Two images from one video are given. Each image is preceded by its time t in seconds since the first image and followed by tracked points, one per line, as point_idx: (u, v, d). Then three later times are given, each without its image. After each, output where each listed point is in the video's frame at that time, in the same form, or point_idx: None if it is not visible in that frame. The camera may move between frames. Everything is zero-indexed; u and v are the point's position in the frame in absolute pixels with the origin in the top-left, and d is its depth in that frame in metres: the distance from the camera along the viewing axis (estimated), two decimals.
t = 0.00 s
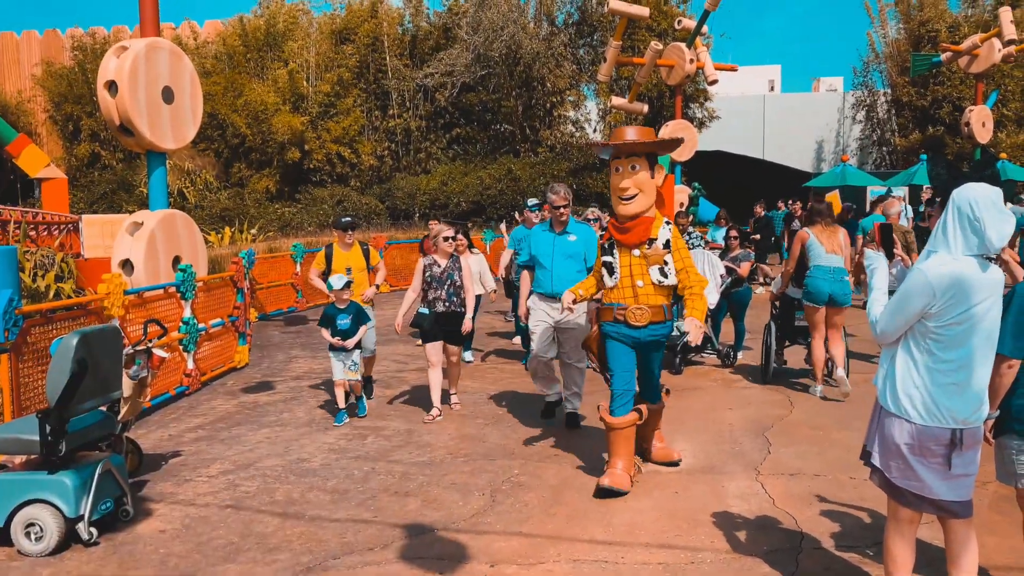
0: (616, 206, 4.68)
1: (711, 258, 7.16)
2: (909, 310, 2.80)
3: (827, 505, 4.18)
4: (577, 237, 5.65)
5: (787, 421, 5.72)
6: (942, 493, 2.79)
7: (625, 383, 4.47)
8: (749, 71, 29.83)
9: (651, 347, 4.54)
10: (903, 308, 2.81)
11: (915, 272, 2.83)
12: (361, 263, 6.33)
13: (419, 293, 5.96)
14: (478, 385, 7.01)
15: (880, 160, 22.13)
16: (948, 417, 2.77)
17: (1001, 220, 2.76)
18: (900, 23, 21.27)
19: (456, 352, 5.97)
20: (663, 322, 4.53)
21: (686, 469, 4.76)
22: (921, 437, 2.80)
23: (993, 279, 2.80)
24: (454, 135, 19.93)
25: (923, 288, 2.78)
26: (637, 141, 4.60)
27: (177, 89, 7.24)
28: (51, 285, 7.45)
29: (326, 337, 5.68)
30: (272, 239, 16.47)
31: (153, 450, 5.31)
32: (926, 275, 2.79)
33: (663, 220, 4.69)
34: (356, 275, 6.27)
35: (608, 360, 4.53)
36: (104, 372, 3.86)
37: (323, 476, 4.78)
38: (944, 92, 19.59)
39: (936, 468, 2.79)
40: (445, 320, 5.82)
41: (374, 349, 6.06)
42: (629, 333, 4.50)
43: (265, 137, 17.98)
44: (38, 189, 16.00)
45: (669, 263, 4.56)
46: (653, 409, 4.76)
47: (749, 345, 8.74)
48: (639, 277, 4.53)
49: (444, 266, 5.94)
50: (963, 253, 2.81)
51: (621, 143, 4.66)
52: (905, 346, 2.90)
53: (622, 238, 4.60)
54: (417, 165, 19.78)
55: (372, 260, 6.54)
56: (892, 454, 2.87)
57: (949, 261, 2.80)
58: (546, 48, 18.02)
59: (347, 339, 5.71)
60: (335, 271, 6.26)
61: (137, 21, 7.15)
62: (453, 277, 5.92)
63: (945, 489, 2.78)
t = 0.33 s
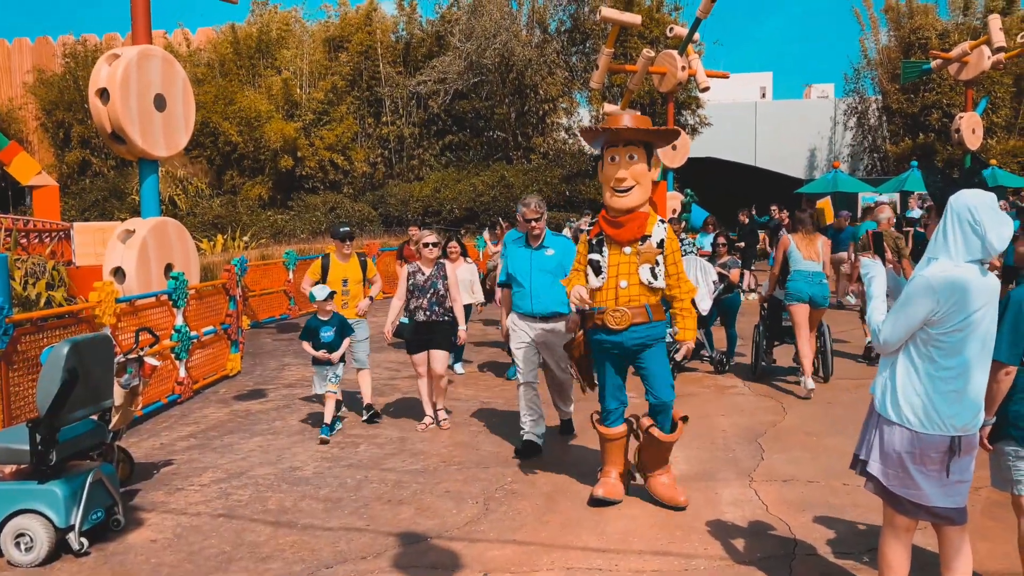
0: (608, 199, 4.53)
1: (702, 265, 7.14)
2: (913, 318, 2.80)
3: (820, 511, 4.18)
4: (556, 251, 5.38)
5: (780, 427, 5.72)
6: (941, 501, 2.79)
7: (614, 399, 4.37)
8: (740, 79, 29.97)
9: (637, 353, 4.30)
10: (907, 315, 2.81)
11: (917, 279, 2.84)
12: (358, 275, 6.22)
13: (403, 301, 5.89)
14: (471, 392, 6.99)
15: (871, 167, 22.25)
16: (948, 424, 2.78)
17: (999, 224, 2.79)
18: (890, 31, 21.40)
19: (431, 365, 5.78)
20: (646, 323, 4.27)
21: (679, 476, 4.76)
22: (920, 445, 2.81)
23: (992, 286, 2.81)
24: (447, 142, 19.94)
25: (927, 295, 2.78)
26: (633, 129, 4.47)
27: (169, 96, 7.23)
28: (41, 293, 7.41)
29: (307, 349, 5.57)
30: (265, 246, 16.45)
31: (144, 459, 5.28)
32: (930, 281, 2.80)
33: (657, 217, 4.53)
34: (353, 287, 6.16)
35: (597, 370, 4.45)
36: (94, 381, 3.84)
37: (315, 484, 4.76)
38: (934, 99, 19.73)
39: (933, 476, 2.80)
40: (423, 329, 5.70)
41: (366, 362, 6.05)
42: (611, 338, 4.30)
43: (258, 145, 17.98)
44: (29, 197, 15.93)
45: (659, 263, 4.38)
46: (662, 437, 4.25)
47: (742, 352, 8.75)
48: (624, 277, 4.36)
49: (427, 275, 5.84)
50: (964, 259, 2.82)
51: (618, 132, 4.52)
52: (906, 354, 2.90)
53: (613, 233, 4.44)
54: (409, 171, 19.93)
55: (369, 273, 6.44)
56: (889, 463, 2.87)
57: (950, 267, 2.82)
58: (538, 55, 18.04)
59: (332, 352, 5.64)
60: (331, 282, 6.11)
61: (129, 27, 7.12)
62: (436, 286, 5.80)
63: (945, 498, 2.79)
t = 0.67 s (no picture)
0: (621, 206, 4.09)
1: (696, 273, 7.13)
2: (913, 326, 2.80)
3: (813, 517, 4.19)
4: (532, 255, 5.15)
5: (773, 433, 5.73)
6: (937, 509, 2.81)
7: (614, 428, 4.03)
8: (732, 86, 30.10)
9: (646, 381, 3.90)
10: (908, 323, 2.81)
11: (917, 287, 2.83)
12: (361, 283, 6.19)
13: (392, 313, 5.86)
14: (465, 399, 6.99)
15: (863, 173, 22.35)
16: (947, 432, 2.79)
17: (994, 228, 2.82)
18: (881, 38, 21.53)
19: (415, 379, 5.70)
20: (658, 347, 3.87)
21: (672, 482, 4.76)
22: (917, 452, 2.81)
23: (988, 291, 2.84)
24: (440, 148, 19.96)
25: (927, 303, 2.79)
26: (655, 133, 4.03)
27: (161, 103, 7.22)
28: (32, 301, 7.38)
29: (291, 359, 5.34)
30: (257, 253, 16.46)
31: (136, 468, 5.26)
32: (929, 288, 2.80)
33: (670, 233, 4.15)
34: (356, 294, 6.13)
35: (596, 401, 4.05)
36: (85, 390, 3.82)
37: (308, 493, 4.75)
38: (924, 105, 19.82)
39: (929, 482, 2.81)
40: (409, 341, 5.65)
41: (367, 377, 5.94)
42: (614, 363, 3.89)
43: (251, 151, 17.99)
44: (20, 205, 15.89)
45: (672, 283, 4.02)
46: (661, 477, 3.77)
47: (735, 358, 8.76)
48: (636, 297, 3.99)
49: (415, 286, 5.77)
50: (960, 265, 2.84)
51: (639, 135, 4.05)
52: (904, 362, 2.90)
53: (628, 248, 4.01)
54: (402, 178, 19.86)
55: (375, 279, 6.38)
56: (886, 471, 2.88)
57: (948, 274, 2.83)
58: (530, 62, 18.08)
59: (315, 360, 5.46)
60: (334, 287, 6.13)
61: (121, 34, 7.11)
62: (423, 298, 5.72)
63: (941, 505, 2.81)
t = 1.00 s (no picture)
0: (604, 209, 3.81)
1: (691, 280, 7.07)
2: (909, 331, 2.82)
3: (807, 523, 4.19)
4: (508, 267, 4.76)
5: (766, 438, 5.74)
6: (935, 515, 2.81)
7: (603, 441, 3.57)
8: (723, 92, 30.24)
9: (644, 397, 3.61)
10: (903, 329, 2.82)
11: (912, 293, 2.85)
12: (361, 292, 6.08)
13: (383, 319, 5.78)
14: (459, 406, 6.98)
15: (854, 178, 22.46)
16: (946, 438, 2.79)
17: (986, 233, 2.83)
18: (871, 44, 21.66)
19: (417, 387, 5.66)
20: (661, 364, 3.57)
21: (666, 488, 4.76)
22: (916, 458, 2.82)
23: (983, 296, 2.85)
24: (433, 154, 19.91)
25: (922, 309, 2.80)
26: (632, 127, 3.66)
27: (153, 110, 7.21)
28: (23, 308, 7.35)
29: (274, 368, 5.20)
30: (249, 260, 16.44)
31: (127, 476, 5.23)
32: (924, 293, 2.82)
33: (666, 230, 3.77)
34: (356, 305, 6.02)
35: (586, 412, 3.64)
36: (76, 398, 3.80)
37: (301, 500, 4.73)
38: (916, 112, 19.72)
39: (927, 489, 2.81)
40: (403, 350, 5.59)
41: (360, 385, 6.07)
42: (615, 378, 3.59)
43: (244, 157, 17.97)
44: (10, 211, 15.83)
45: (673, 287, 3.65)
46: (655, 483, 3.75)
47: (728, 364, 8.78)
48: (632, 306, 3.64)
49: (408, 291, 5.74)
50: (955, 270, 2.86)
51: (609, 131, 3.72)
52: (901, 368, 2.91)
53: (611, 252, 3.72)
54: (396, 184, 19.87)
55: (374, 289, 6.29)
56: (884, 477, 2.89)
57: (942, 278, 2.85)
58: (523, 68, 18.12)
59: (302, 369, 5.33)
60: (333, 297, 6.01)
61: (112, 41, 7.10)
62: (416, 303, 5.69)
63: (939, 511, 2.81)
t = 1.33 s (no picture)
0: (573, 207, 3.53)
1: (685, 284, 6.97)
2: (898, 336, 2.83)
3: (801, 527, 4.20)
4: (473, 271, 4.46)
5: (760, 443, 5.75)
6: (935, 519, 2.81)
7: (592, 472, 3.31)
8: (716, 97, 30.35)
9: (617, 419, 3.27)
10: (893, 334, 2.84)
11: (900, 298, 2.86)
12: (354, 298, 6.07)
13: (373, 329, 5.74)
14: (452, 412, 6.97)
15: (846, 182, 22.53)
16: (942, 441, 2.80)
17: (970, 234, 2.83)
18: (862, 50, 21.78)
19: (411, 395, 5.68)
20: (631, 379, 3.24)
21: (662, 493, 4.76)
22: (913, 463, 2.83)
23: (973, 299, 2.85)
24: (426, 160, 19.76)
25: (910, 313, 2.82)
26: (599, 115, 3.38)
27: (145, 116, 7.19)
28: (14, 315, 7.32)
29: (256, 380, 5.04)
30: (242, 266, 16.41)
31: (120, 483, 5.20)
32: (911, 298, 2.83)
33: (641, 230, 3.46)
34: (348, 312, 6.02)
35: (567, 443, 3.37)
36: (68, 406, 3.78)
37: (295, 507, 4.71)
38: (909, 116, 19.91)
39: (927, 493, 2.82)
40: (396, 362, 5.58)
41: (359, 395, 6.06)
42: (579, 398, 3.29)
43: (236, 163, 17.99)
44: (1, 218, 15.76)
45: (647, 293, 3.34)
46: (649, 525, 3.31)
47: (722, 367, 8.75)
48: (597, 315, 3.37)
49: (399, 300, 5.71)
50: (942, 273, 2.88)
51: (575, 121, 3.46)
52: (895, 372, 2.92)
53: (580, 255, 3.41)
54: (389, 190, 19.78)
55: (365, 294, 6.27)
56: (884, 482, 2.90)
57: (930, 282, 2.87)
58: (516, 73, 18.14)
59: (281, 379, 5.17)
60: (326, 304, 5.99)
61: (105, 47, 7.08)
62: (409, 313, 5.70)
63: (939, 515, 2.81)
